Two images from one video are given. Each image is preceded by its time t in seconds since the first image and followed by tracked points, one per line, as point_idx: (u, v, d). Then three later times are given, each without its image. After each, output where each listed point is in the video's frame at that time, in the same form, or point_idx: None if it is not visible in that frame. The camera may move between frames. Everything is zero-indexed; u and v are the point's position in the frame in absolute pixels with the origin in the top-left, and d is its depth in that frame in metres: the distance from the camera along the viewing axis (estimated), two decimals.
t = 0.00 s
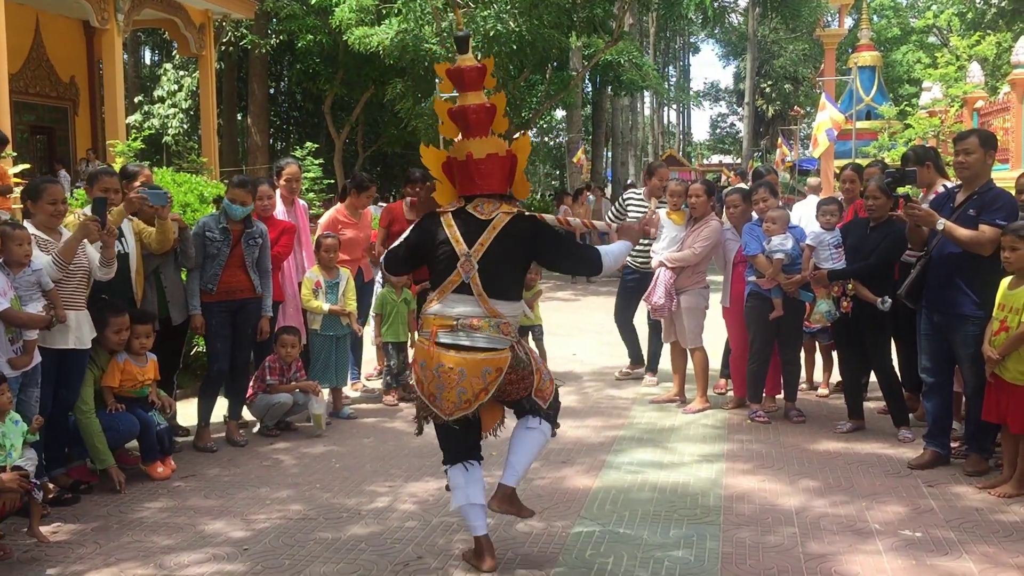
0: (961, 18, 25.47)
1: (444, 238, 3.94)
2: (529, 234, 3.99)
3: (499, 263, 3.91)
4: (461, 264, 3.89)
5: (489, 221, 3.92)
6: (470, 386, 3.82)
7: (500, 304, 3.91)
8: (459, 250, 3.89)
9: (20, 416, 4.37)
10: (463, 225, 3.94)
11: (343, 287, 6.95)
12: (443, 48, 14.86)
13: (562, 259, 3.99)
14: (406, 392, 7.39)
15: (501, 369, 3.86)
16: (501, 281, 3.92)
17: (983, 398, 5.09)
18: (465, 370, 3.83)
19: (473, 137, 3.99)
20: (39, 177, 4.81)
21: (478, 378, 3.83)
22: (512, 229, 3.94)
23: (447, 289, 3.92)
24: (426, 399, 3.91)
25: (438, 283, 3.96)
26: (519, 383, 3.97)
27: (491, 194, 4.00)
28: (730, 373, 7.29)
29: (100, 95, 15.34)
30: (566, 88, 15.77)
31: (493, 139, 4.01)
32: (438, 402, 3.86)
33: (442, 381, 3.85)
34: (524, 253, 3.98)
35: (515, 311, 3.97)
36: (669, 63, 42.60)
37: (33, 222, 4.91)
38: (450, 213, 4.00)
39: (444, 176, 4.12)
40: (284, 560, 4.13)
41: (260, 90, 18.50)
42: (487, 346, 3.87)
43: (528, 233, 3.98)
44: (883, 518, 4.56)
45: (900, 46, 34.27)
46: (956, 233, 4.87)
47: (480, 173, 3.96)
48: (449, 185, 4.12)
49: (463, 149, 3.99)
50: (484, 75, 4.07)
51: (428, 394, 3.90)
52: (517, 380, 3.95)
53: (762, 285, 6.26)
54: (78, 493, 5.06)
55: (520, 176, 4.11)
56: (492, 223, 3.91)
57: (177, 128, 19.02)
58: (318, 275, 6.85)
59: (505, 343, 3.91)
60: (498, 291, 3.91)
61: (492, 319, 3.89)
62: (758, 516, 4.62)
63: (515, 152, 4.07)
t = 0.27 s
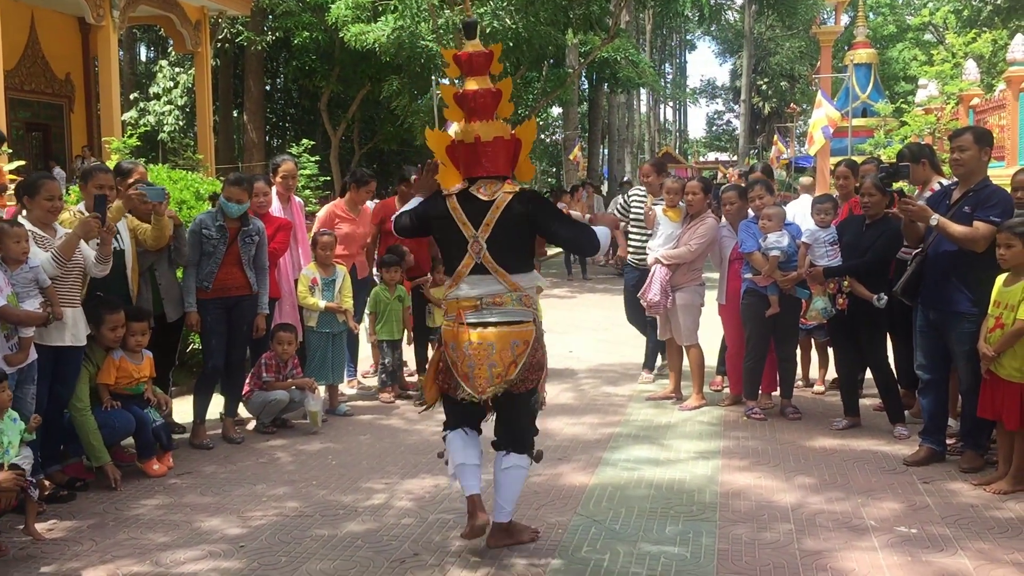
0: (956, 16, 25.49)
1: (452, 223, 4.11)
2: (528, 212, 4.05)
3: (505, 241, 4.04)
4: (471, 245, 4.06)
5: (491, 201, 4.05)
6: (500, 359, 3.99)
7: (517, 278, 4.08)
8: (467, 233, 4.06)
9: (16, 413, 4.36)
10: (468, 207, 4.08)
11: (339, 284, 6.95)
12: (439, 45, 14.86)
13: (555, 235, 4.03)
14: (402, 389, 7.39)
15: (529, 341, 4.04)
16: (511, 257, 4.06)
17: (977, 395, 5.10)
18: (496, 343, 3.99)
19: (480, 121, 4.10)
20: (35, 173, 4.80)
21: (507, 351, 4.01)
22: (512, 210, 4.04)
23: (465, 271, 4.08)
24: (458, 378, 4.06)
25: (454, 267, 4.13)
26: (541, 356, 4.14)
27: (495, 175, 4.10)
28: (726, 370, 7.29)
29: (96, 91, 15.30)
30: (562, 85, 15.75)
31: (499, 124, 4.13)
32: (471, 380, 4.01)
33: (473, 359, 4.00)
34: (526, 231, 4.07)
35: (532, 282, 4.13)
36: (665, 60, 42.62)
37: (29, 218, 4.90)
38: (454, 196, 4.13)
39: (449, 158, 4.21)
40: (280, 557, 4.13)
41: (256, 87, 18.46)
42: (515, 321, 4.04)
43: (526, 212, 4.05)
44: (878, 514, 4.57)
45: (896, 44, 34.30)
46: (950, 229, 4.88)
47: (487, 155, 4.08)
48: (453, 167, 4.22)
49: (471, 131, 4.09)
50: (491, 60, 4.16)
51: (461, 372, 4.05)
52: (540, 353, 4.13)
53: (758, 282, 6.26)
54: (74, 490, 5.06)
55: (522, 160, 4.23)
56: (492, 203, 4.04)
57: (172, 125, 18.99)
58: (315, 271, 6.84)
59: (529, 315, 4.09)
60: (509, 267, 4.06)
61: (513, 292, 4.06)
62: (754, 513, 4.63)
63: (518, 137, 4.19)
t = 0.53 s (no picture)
0: (951, 15, 25.52)
1: (451, 236, 4.18)
2: (528, 219, 4.13)
3: (508, 248, 4.12)
4: (471, 255, 4.12)
5: (490, 211, 4.12)
6: (514, 365, 4.07)
7: (522, 282, 4.14)
8: (466, 244, 4.12)
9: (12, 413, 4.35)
10: (466, 218, 4.16)
11: (334, 283, 6.94)
12: (435, 43, 14.85)
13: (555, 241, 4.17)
14: (398, 388, 7.40)
15: (539, 343, 4.12)
16: (511, 264, 4.13)
17: (972, 393, 5.11)
18: (507, 351, 4.08)
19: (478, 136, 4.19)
20: (30, 172, 4.79)
21: (519, 356, 4.09)
22: (511, 218, 4.11)
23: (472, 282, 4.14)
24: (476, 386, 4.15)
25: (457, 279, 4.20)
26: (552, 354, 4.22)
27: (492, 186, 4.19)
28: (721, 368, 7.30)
29: (90, 90, 15.27)
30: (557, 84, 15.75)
31: (495, 138, 4.20)
32: (490, 388, 4.11)
33: (488, 367, 4.08)
34: (526, 237, 4.15)
35: (536, 284, 4.23)
36: (661, 58, 42.64)
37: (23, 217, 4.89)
38: (453, 209, 4.21)
39: (448, 171, 4.32)
40: (275, 557, 4.12)
41: (251, 86, 18.44)
42: (521, 326, 4.11)
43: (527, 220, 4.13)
44: (874, 512, 4.58)
45: (891, 42, 34.32)
46: (942, 227, 4.88)
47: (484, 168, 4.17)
48: (453, 178, 4.33)
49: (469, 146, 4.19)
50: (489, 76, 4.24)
51: (478, 380, 4.14)
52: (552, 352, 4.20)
53: (754, 280, 6.27)
54: (69, 489, 5.05)
55: (519, 174, 4.31)
56: (490, 215, 4.11)
57: (167, 124, 18.97)
58: (310, 270, 6.83)
59: (536, 318, 4.16)
60: (515, 273, 4.14)
61: (518, 297, 4.12)
62: (750, 511, 4.63)
63: (515, 150, 4.27)
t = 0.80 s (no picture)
0: (946, 13, 25.54)
1: (444, 220, 4.47)
2: (511, 217, 4.32)
3: (487, 241, 4.32)
4: (455, 241, 4.38)
5: (479, 201, 4.36)
6: (467, 349, 4.27)
7: (493, 276, 4.33)
8: (452, 230, 4.39)
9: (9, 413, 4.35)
10: (459, 205, 4.42)
11: (332, 283, 6.89)
12: (430, 42, 14.86)
13: (532, 244, 4.31)
14: (394, 387, 7.40)
15: (497, 334, 4.25)
16: (491, 258, 4.33)
17: (968, 390, 5.11)
18: (463, 335, 4.29)
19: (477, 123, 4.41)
20: (25, 172, 4.78)
21: (475, 342, 4.27)
22: (496, 212, 4.32)
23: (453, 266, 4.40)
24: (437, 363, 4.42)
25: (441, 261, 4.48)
26: (521, 349, 4.30)
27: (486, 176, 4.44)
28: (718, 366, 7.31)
29: (86, 89, 15.24)
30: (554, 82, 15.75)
31: (493, 124, 4.43)
32: (446, 365, 4.34)
33: (446, 346, 4.34)
34: (507, 235, 4.33)
35: (512, 282, 4.38)
36: (657, 57, 42.65)
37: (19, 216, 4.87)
38: (450, 194, 4.49)
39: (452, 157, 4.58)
40: (273, 556, 4.12)
41: (247, 85, 18.41)
42: (486, 316, 4.29)
43: (511, 217, 4.32)
44: (869, 510, 4.59)
45: (886, 40, 34.37)
46: (935, 224, 4.89)
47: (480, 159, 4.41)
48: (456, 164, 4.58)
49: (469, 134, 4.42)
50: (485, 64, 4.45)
51: (438, 358, 4.40)
52: (519, 345, 4.30)
53: (749, 278, 6.28)
54: (66, 489, 5.05)
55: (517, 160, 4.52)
56: (479, 205, 4.35)
57: (163, 123, 18.94)
58: (307, 269, 6.83)
59: (502, 312, 4.30)
60: (488, 266, 4.33)
61: (486, 289, 4.32)
62: (746, 509, 4.64)
63: (511, 137, 4.47)
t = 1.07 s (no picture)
0: (942, 10, 25.57)
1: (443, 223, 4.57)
2: (497, 221, 4.33)
3: (475, 244, 4.36)
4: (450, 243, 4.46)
5: (469, 205, 4.41)
6: (455, 350, 4.35)
7: (483, 280, 4.38)
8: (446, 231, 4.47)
9: (7, 412, 4.34)
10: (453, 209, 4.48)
11: (329, 281, 6.92)
12: (427, 40, 14.86)
13: (519, 248, 4.31)
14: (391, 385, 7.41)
15: (485, 339, 4.36)
16: (480, 262, 4.37)
17: (963, 386, 5.13)
18: (452, 336, 4.36)
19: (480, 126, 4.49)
20: (22, 171, 4.77)
21: (463, 344, 4.35)
22: (483, 216, 4.35)
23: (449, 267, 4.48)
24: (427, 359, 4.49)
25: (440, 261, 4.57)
26: (510, 354, 4.42)
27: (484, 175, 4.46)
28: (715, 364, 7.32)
29: (82, 88, 15.22)
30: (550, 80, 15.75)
31: (492, 131, 4.48)
32: (432, 363, 4.42)
33: (436, 344, 4.41)
34: (494, 238, 4.34)
35: (504, 287, 4.41)
36: (654, 55, 42.66)
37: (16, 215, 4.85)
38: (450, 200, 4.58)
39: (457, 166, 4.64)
40: (270, 554, 4.13)
41: (244, 83, 18.40)
42: (475, 319, 4.36)
43: (497, 219, 4.34)
44: (866, 507, 4.60)
45: (884, 38, 34.37)
46: (929, 221, 4.90)
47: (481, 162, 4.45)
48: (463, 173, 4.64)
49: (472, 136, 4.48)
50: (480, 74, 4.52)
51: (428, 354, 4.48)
52: (508, 351, 4.41)
53: (746, 275, 6.30)
54: (63, 488, 5.05)
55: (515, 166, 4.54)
56: (467, 208, 4.40)
57: (160, 122, 18.93)
58: (304, 268, 6.84)
59: (492, 317, 4.39)
60: (480, 269, 4.37)
61: (476, 292, 4.37)
62: (743, 506, 4.65)
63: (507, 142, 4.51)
